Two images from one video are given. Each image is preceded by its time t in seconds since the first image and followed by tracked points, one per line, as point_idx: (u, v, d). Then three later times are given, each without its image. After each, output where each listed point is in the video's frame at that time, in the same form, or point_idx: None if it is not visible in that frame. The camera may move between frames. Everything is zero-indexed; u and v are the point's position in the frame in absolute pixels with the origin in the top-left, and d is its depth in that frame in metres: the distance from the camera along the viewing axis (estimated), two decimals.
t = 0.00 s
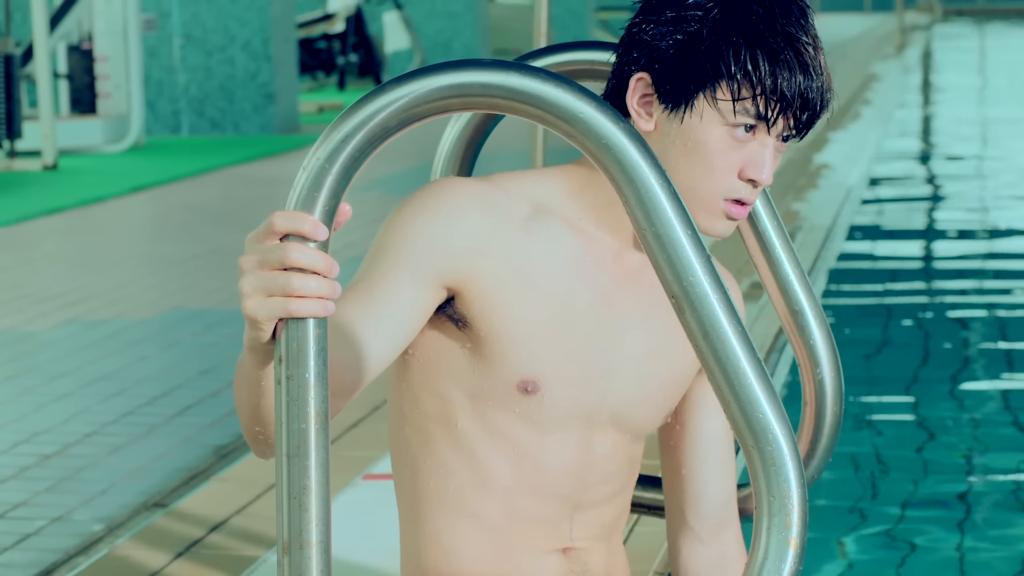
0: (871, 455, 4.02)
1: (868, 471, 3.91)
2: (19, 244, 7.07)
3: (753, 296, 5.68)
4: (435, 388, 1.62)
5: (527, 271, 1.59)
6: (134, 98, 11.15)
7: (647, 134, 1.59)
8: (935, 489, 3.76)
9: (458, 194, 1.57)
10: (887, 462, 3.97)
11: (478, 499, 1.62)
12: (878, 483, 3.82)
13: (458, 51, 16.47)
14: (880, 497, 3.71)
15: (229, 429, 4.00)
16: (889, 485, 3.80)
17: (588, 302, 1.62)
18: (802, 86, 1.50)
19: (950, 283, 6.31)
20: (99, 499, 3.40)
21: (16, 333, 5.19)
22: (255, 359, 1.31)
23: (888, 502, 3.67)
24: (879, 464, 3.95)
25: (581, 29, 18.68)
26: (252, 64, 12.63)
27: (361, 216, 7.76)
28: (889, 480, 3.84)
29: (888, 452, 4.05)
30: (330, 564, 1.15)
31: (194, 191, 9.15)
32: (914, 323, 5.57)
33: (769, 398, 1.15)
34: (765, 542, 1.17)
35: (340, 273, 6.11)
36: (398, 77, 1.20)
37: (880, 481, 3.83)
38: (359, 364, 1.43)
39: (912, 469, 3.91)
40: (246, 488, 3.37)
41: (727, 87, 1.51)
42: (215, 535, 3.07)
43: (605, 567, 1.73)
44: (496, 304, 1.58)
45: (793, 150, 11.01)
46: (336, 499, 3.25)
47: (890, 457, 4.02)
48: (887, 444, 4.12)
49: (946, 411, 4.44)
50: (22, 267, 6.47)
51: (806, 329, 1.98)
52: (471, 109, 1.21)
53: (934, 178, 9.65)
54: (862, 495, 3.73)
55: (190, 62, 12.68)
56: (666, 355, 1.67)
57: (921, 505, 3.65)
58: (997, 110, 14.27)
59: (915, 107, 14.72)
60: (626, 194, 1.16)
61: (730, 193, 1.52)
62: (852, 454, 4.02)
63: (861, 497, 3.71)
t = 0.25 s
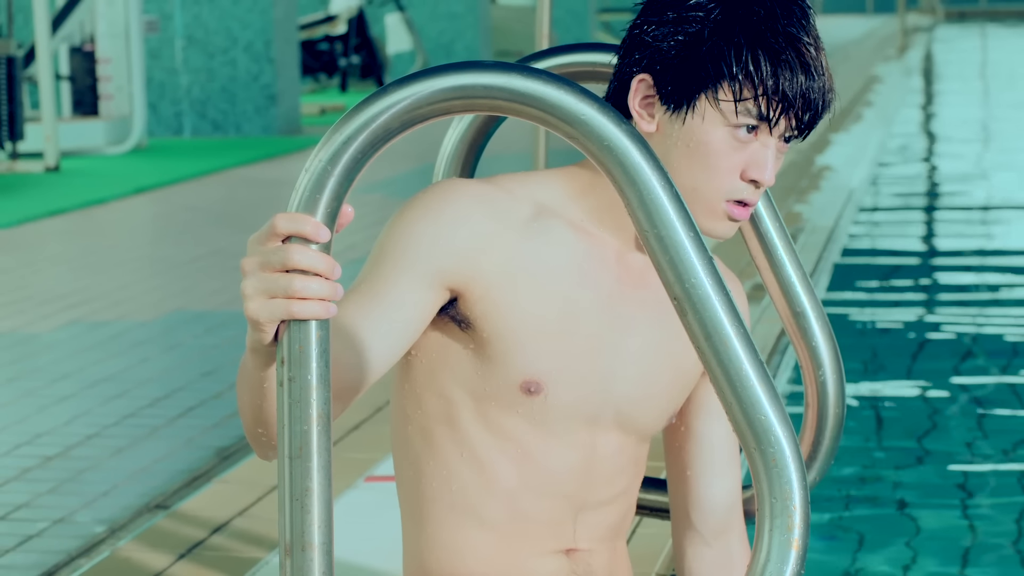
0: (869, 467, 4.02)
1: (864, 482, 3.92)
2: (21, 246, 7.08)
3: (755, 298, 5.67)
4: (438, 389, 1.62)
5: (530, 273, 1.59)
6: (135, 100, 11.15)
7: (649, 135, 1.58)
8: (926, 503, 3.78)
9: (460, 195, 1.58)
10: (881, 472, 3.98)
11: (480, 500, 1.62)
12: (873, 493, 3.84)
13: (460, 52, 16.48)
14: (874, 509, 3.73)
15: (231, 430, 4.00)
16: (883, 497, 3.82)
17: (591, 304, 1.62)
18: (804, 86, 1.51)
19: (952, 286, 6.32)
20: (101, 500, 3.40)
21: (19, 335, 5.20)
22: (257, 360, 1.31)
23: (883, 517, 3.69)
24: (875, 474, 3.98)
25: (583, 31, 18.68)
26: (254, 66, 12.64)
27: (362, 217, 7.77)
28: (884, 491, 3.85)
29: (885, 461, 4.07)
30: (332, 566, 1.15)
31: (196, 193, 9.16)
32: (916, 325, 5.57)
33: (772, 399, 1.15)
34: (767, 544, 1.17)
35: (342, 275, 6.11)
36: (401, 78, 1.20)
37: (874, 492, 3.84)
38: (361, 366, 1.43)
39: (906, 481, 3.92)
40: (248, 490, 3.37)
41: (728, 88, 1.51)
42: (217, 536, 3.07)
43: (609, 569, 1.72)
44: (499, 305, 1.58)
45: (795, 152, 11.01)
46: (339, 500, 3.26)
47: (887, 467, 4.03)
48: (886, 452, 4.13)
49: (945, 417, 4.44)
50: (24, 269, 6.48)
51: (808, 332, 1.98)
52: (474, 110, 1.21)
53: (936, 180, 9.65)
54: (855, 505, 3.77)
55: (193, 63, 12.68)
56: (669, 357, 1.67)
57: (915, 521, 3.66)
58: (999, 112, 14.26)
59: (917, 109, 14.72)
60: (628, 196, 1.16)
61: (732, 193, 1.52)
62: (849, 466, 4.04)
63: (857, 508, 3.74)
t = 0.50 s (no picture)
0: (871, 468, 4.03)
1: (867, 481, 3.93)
2: (23, 247, 7.08)
3: (757, 299, 5.67)
4: (440, 389, 1.62)
5: (532, 274, 1.59)
6: (137, 101, 11.16)
7: (650, 135, 1.58)
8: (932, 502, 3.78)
9: (463, 196, 1.58)
10: (884, 474, 3.98)
11: (483, 501, 1.62)
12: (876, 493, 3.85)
13: (462, 53, 16.49)
14: (878, 507, 3.73)
15: (233, 431, 4.00)
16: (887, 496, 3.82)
17: (594, 304, 1.62)
18: (804, 85, 1.51)
19: (952, 286, 6.31)
20: (103, 501, 3.40)
21: (20, 336, 5.20)
22: (259, 361, 1.31)
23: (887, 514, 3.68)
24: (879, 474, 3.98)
25: (585, 32, 18.69)
26: (255, 67, 12.65)
27: (364, 218, 7.77)
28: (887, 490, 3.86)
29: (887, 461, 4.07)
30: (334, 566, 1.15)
31: (197, 194, 9.16)
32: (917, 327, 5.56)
33: (772, 400, 1.15)
34: (768, 545, 1.17)
35: (344, 277, 6.11)
36: (402, 79, 1.20)
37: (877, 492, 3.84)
38: (363, 366, 1.43)
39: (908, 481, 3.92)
40: (249, 491, 3.37)
41: (729, 87, 1.51)
42: (218, 537, 3.07)
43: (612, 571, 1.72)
44: (501, 306, 1.58)
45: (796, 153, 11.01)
46: (341, 501, 3.26)
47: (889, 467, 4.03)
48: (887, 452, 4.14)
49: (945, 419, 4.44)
50: (26, 270, 6.48)
51: (809, 333, 1.98)
52: (475, 112, 1.20)
53: (938, 180, 9.65)
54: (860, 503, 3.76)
55: (194, 64, 12.70)
56: (671, 357, 1.67)
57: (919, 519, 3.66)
58: (1001, 113, 14.25)
59: (918, 110, 14.71)
60: (629, 198, 1.16)
61: (734, 193, 1.52)
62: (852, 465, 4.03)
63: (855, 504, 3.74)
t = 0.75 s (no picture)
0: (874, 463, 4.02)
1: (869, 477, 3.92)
2: (23, 246, 7.08)
3: (757, 299, 5.67)
4: (440, 389, 1.62)
5: (533, 273, 1.59)
6: (137, 100, 11.16)
7: (651, 133, 1.58)
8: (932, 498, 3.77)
9: (464, 196, 1.58)
10: (886, 470, 3.97)
11: (483, 501, 1.62)
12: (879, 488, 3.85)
13: (462, 53, 16.49)
14: (880, 502, 3.73)
15: (233, 430, 4.00)
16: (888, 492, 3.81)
17: (594, 304, 1.62)
18: (805, 82, 1.51)
19: (953, 285, 6.31)
20: (103, 500, 3.41)
21: (21, 335, 5.20)
22: (258, 360, 1.31)
23: (890, 509, 3.68)
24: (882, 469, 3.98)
25: (585, 31, 18.69)
26: (255, 66, 12.65)
27: (365, 217, 7.77)
28: (888, 486, 3.85)
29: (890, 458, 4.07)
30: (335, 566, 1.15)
31: (198, 193, 9.16)
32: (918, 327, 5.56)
33: (772, 400, 1.15)
34: (768, 544, 1.17)
35: (344, 276, 6.11)
36: (402, 77, 1.19)
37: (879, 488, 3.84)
38: (364, 366, 1.43)
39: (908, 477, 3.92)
40: (249, 490, 3.37)
41: (730, 84, 1.51)
42: (218, 536, 3.07)
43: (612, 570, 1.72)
44: (502, 306, 1.58)
45: (796, 153, 11.01)
46: (342, 499, 3.26)
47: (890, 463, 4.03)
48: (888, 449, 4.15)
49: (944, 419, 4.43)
50: (26, 269, 6.48)
51: (810, 332, 1.98)
52: (475, 111, 1.20)
53: (938, 179, 9.64)
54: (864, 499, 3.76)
55: (194, 64, 12.70)
56: (672, 357, 1.67)
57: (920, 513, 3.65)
58: (1001, 112, 14.25)
59: (919, 109, 14.71)
60: (630, 198, 1.16)
61: (735, 190, 1.52)
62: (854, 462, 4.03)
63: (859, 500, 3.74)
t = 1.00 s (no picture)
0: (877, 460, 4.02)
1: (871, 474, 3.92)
2: (23, 243, 7.08)
3: (757, 296, 5.67)
4: (440, 387, 1.62)
5: (534, 271, 1.59)
6: (137, 97, 11.15)
7: (652, 130, 1.58)
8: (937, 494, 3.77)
9: (464, 194, 1.58)
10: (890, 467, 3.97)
11: (483, 499, 1.62)
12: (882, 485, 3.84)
13: (462, 50, 16.49)
14: (880, 497, 3.74)
15: (233, 428, 4.00)
16: (892, 488, 3.81)
17: (594, 302, 1.62)
18: (806, 78, 1.51)
19: (953, 282, 6.31)
20: (103, 498, 3.40)
21: (21, 332, 5.20)
22: (259, 358, 1.31)
23: (892, 505, 3.68)
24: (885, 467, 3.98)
25: (585, 28, 18.68)
26: (255, 63, 12.65)
27: (365, 215, 7.77)
28: (888, 482, 3.86)
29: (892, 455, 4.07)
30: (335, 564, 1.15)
31: (198, 190, 9.16)
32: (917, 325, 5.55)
33: (773, 397, 1.15)
34: (768, 541, 1.17)
35: (344, 273, 6.11)
36: (403, 75, 1.19)
37: (883, 485, 3.83)
38: (364, 364, 1.43)
39: (911, 473, 3.92)
40: (249, 487, 3.38)
41: (731, 80, 1.51)
42: (218, 534, 3.07)
43: (613, 568, 1.72)
44: (502, 304, 1.58)
45: (796, 150, 11.02)
46: (341, 497, 3.26)
47: (892, 459, 4.03)
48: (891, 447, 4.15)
49: (943, 419, 4.43)
50: (26, 266, 6.48)
51: (810, 329, 1.98)
52: (475, 108, 1.20)
53: (939, 176, 9.64)
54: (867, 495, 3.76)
55: (194, 61, 12.69)
56: (672, 356, 1.67)
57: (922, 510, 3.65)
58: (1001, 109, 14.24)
59: (918, 106, 14.71)
60: (630, 195, 1.16)
61: (736, 186, 1.51)
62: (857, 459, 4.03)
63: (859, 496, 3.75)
